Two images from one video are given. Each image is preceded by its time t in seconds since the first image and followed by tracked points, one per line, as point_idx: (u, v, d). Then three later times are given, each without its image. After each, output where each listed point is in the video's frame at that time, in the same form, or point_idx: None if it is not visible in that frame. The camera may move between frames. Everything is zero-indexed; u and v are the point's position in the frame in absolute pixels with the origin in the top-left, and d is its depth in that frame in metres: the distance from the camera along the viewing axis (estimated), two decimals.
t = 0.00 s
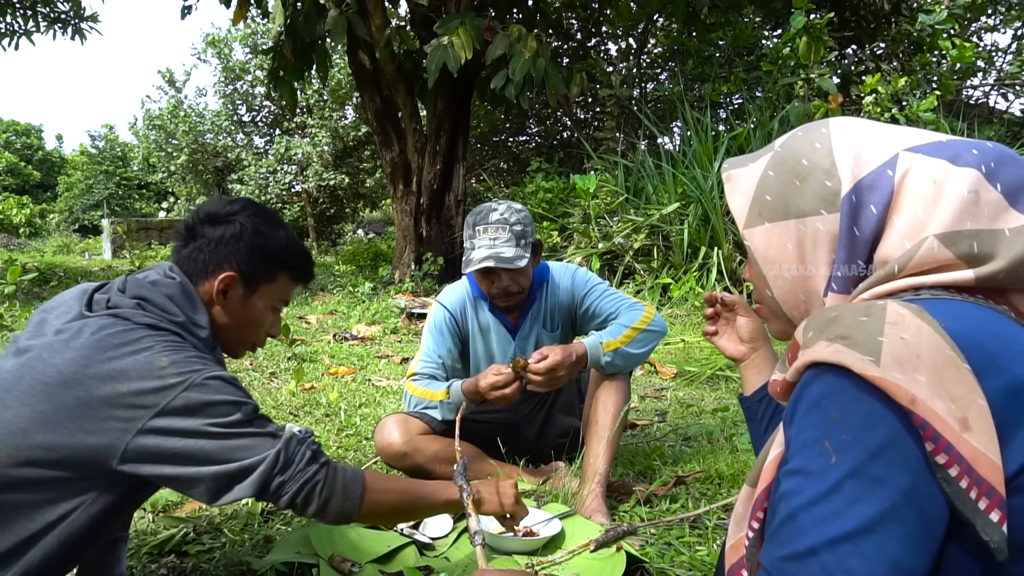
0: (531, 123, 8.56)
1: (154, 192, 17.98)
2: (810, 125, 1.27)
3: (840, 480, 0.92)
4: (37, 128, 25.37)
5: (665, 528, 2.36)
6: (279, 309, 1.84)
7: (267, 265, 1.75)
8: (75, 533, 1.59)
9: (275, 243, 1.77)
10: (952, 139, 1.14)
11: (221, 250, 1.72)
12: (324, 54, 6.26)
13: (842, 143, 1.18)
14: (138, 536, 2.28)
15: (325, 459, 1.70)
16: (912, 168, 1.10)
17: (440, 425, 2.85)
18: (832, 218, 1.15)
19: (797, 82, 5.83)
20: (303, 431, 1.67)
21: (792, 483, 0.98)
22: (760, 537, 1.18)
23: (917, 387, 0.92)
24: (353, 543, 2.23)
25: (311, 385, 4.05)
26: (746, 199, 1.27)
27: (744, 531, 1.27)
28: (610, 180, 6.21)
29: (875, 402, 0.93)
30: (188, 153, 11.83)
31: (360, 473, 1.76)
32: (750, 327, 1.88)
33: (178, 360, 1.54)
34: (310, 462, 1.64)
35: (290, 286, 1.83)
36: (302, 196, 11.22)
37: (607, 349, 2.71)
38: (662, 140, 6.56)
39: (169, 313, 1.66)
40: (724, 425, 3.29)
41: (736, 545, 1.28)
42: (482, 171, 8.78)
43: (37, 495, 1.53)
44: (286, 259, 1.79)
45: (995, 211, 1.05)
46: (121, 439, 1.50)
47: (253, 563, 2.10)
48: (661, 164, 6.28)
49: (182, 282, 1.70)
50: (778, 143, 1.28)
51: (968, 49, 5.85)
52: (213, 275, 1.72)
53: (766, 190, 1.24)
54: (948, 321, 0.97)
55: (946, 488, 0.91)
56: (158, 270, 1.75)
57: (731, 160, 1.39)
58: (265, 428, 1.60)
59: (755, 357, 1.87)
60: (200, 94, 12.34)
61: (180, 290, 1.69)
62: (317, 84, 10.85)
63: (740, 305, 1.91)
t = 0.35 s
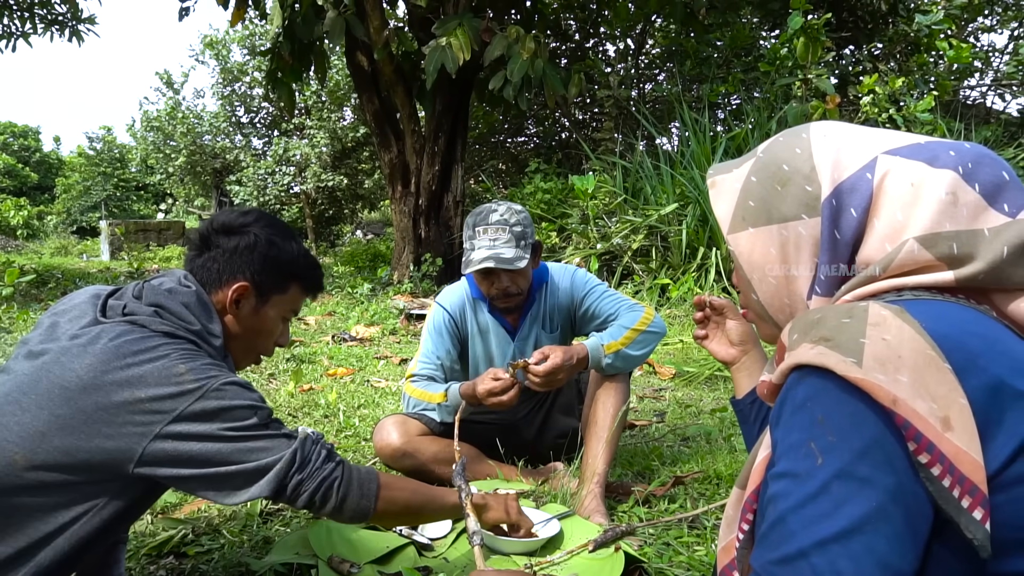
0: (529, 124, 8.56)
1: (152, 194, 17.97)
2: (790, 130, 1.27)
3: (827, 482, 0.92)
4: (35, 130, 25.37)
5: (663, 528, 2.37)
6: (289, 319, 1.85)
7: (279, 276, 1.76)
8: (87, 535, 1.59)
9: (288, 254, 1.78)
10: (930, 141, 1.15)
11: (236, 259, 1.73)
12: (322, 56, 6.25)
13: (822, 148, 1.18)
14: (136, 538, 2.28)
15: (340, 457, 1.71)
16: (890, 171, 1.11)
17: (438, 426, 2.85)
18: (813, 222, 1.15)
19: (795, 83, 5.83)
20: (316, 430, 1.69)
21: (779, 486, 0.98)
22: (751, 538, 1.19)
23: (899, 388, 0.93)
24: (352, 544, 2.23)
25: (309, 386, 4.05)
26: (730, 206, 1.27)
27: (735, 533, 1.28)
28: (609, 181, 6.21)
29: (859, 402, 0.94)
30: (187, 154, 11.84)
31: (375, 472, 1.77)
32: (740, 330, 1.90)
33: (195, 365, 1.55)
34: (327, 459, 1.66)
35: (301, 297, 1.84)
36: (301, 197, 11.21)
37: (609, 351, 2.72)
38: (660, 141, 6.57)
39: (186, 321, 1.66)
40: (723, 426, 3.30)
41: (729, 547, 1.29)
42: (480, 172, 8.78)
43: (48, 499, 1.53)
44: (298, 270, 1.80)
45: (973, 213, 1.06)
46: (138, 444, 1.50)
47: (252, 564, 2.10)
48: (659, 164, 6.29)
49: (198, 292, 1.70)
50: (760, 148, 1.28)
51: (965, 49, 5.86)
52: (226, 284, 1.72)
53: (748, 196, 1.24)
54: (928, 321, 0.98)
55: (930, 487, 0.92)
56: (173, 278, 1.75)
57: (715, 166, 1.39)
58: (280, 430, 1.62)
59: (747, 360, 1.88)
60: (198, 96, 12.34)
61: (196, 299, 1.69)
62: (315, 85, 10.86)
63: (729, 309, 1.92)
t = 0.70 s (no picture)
0: (531, 125, 8.56)
1: (154, 194, 17.96)
2: (790, 133, 1.27)
3: (827, 485, 0.92)
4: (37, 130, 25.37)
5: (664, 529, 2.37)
6: (288, 318, 1.85)
7: (279, 274, 1.77)
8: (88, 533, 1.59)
9: (287, 252, 1.79)
10: (929, 145, 1.15)
11: (236, 258, 1.73)
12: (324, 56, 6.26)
13: (820, 151, 1.18)
14: (137, 538, 2.28)
15: (339, 461, 1.72)
16: (889, 175, 1.11)
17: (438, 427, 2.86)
18: (812, 225, 1.16)
19: (796, 84, 5.82)
20: (316, 433, 1.69)
21: (779, 489, 0.98)
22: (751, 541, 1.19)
23: (899, 392, 0.93)
24: (353, 545, 2.23)
25: (310, 386, 4.05)
26: (729, 208, 1.27)
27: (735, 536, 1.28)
28: (610, 182, 6.21)
29: (858, 407, 0.94)
30: (188, 154, 11.85)
31: (375, 476, 1.77)
32: (739, 333, 1.90)
33: (195, 365, 1.56)
34: (325, 465, 1.67)
35: (300, 295, 1.85)
36: (302, 197, 11.21)
37: (614, 351, 2.72)
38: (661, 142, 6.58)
39: (186, 319, 1.66)
40: (723, 427, 3.30)
41: (728, 550, 1.29)
42: (481, 173, 8.78)
43: (45, 499, 1.53)
44: (298, 268, 1.81)
45: (971, 217, 1.06)
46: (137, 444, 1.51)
47: (253, 564, 2.10)
48: (660, 165, 6.30)
49: (198, 291, 1.70)
50: (759, 152, 1.28)
51: (966, 51, 5.85)
52: (226, 283, 1.72)
53: (747, 199, 1.24)
54: (927, 324, 0.98)
55: (929, 491, 0.92)
56: (172, 276, 1.75)
57: (715, 168, 1.39)
58: (280, 432, 1.62)
59: (746, 363, 1.88)
60: (200, 96, 12.35)
61: (196, 298, 1.69)
62: (317, 86, 10.86)
63: (728, 313, 1.92)
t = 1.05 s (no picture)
0: (531, 126, 8.56)
1: (155, 194, 17.96)
2: (794, 134, 1.28)
3: (828, 488, 0.92)
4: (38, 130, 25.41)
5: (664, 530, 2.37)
6: (281, 308, 1.84)
7: (267, 262, 1.76)
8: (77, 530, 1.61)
9: (275, 240, 1.77)
10: (933, 148, 1.15)
11: (222, 249, 1.73)
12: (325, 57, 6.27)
13: (825, 152, 1.19)
14: (138, 538, 2.28)
15: (310, 486, 1.64)
16: (893, 177, 1.11)
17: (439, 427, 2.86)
18: (815, 226, 1.16)
19: (797, 85, 5.82)
20: (294, 453, 1.62)
21: (780, 492, 0.98)
22: (753, 544, 1.19)
23: (901, 395, 0.93)
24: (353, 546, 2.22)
25: (311, 387, 4.05)
26: (732, 208, 1.27)
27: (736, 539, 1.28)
28: (611, 183, 6.22)
29: (860, 410, 0.94)
30: (189, 154, 11.86)
31: (345, 503, 1.70)
32: (739, 334, 1.90)
33: (180, 363, 1.53)
34: (292, 490, 1.59)
35: (291, 284, 1.83)
36: (302, 198, 11.21)
37: (621, 353, 2.72)
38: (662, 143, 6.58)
39: (174, 315, 1.65)
40: (724, 428, 3.30)
41: (729, 553, 1.29)
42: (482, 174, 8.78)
43: (31, 497, 1.54)
44: (286, 256, 1.79)
45: (975, 220, 1.06)
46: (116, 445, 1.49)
47: (253, 564, 2.10)
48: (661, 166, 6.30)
49: (186, 284, 1.69)
50: (764, 152, 1.29)
51: (967, 52, 5.85)
52: (214, 275, 1.72)
53: (751, 199, 1.24)
54: (929, 326, 0.98)
55: (932, 494, 0.92)
56: (162, 272, 1.75)
57: (719, 169, 1.40)
58: (255, 447, 1.56)
59: (746, 365, 1.88)
60: (201, 96, 12.36)
61: (184, 292, 1.68)
62: (318, 86, 10.87)
63: (729, 314, 1.92)
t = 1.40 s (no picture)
0: (532, 127, 8.57)
1: (156, 194, 17.94)
2: (794, 136, 1.27)
3: (828, 492, 0.92)
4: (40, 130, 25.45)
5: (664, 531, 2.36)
6: (281, 306, 1.84)
7: (265, 260, 1.75)
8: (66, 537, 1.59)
9: (273, 239, 1.78)
10: (933, 151, 1.15)
11: (219, 249, 1.72)
12: (326, 57, 6.27)
13: (825, 153, 1.18)
14: (137, 539, 2.28)
15: (270, 523, 1.61)
16: (892, 180, 1.11)
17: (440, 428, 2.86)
18: (814, 229, 1.16)
19: (798, 86, 5.81)
20: (263, 484, 1.59)
21: (780, 495, 0.98)
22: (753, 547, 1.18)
23: (901, 398, 0.93)
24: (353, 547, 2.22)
25: (311, 387, 4.04)
26: (732, 209, 1.27)
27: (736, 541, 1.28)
28: (611, 184, 6.22)
29: (860, 413, 0.94)
30: (190, 154, 11.86)
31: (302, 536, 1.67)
32: (740, 335, 1.89)
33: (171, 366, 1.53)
34: (251, 526, 1.56)
35: (291, 281, 1.83)
36: (303, 198, 11.21)
37: (630, 358, 2.72)
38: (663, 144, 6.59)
39: (169, 316, 1.65)
40: (725, 430, 3.30)
41: (729, 555, 1.29)
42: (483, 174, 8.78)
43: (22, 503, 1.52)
44: (285, 254, 1.80)
45: (975, 223, 1.06)
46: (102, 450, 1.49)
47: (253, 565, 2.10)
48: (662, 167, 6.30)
49: (182, 285, 1.69)
50: (764, 154, 1.28)
51: (969, 54, 5.84)
52: (213, 275, 1.72)
53: (751, 201, 1.24)
54: (929, 329, 0.98)
55: (932, 497, 0.92)
56: (160, 272, 1.74)
57: (720, 170, 1.39)
58: (226, 470, 1.54)
59: (747, 367, 1.87)
60: (202, 96, 12.36)
61: (180, 293, 1.68)
62: (319, 87, 10.88)
63: (729, 315, 1.91)
